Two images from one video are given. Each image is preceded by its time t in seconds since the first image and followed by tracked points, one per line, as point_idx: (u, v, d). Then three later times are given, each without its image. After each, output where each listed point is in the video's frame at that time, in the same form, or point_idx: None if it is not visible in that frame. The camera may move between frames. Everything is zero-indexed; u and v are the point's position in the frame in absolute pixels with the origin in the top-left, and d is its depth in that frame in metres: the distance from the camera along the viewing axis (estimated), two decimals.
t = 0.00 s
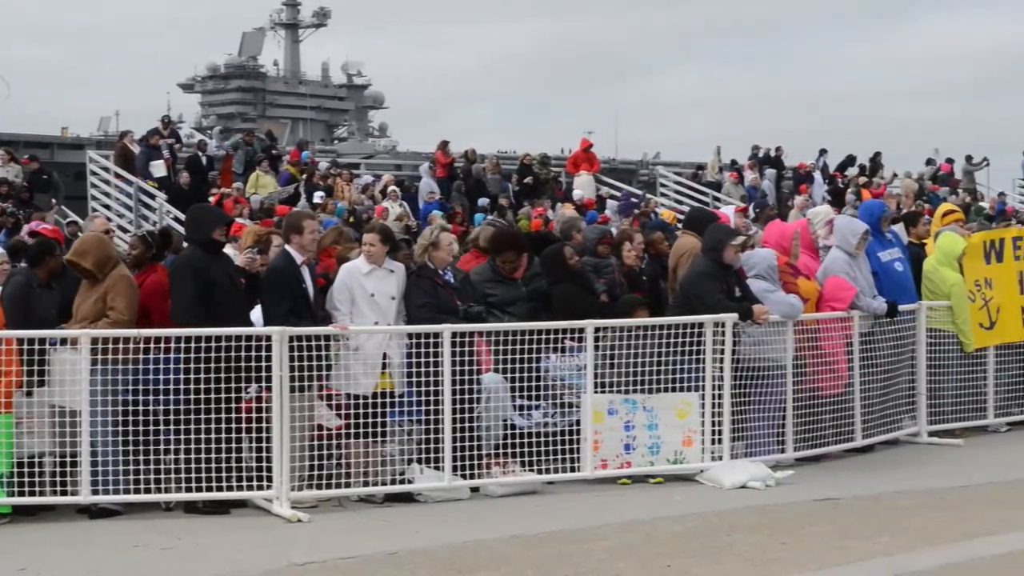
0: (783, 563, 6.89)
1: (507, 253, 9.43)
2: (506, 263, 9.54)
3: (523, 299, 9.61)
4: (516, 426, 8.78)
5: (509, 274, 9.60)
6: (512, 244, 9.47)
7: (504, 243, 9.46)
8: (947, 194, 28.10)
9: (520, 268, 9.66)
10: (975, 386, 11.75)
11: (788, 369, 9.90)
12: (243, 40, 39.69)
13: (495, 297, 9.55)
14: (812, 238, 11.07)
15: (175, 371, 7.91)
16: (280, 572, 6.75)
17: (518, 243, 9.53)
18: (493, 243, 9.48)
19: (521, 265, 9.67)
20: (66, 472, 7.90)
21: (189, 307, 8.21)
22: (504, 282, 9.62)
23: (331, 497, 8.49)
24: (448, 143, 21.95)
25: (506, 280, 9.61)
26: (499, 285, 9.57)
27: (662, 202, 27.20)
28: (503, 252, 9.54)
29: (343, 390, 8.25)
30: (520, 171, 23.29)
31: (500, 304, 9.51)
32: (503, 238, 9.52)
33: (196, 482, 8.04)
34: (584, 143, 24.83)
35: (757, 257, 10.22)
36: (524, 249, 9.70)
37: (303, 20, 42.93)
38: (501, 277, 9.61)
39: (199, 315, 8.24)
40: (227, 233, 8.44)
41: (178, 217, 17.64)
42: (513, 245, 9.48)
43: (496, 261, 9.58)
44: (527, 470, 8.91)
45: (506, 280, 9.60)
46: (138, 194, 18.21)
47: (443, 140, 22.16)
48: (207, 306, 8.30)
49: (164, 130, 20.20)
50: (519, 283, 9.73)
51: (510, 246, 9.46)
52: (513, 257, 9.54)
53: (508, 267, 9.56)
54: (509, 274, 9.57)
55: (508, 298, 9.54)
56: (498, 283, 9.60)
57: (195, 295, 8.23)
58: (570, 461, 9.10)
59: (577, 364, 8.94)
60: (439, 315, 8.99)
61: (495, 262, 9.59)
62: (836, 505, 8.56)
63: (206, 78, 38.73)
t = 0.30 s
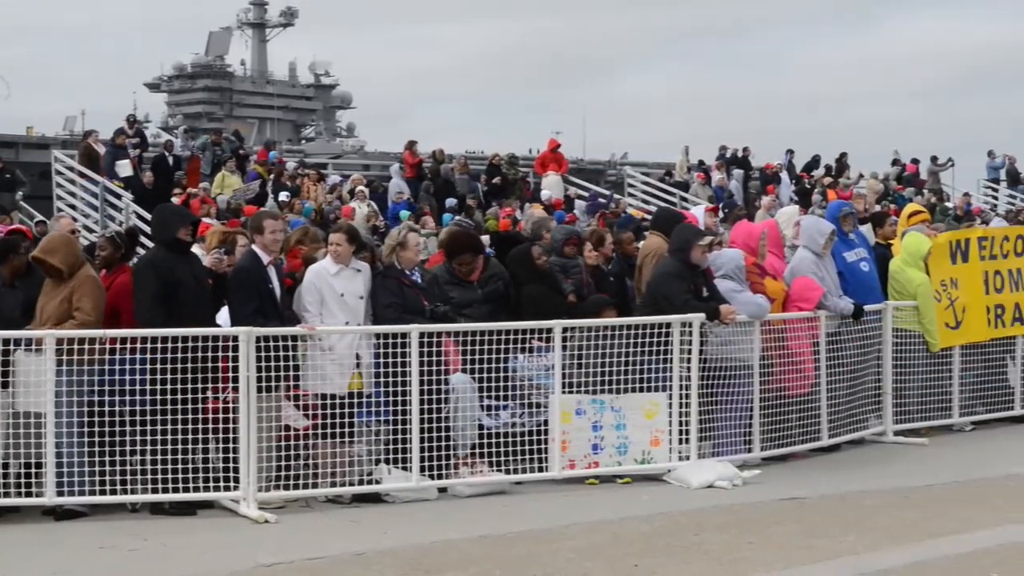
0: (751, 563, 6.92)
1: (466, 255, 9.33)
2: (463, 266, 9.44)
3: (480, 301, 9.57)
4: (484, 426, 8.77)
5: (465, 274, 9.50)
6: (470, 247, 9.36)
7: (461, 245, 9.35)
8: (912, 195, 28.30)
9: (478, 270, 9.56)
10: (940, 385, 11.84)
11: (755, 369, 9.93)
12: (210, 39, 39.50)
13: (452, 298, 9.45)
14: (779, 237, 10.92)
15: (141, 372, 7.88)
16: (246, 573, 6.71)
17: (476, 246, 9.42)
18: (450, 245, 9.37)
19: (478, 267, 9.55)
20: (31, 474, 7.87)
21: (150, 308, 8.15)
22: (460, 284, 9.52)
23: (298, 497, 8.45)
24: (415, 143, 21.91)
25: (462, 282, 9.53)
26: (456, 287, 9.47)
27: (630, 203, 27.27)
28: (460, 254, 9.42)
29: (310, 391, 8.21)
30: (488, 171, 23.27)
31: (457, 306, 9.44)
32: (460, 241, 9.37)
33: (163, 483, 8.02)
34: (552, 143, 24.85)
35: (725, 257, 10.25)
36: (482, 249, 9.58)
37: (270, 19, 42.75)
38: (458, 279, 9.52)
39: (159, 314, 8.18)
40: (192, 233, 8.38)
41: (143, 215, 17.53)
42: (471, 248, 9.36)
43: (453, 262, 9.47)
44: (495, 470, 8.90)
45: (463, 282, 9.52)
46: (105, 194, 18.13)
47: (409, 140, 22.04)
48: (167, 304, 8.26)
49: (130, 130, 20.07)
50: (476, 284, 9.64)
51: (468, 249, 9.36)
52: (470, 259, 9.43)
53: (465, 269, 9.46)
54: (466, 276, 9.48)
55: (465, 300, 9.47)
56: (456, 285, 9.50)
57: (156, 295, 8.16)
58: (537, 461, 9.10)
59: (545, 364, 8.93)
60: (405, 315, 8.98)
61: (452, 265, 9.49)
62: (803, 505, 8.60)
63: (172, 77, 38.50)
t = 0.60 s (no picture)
0: (719, 562, 6.94)
1: (428, 252, 9.26)
2: (425, 263, 9.36)
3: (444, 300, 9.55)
4: (454, 426, 8.75)
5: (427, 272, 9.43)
6: (432, 244, 9.28)
7: (421, 241, 9.26)
8: (879, 196, 28.48)
9: (439, 267, 9.50)
10: (908, 385, 11.91)
11: (724, 369, 9.96)
12: (178, 39, 39.29)
13: (416, 298, 9.40)
14: (748, 237, 10.86)
15: (109, 373, 7.84)
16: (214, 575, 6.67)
17: (437, 242, 9.35)
18: (411, 242, 9.29)
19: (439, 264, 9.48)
20: None
21: (112, 306, 8.10)
22: (423, 283, 9.46)
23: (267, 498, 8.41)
24: (385, 143, 21.86)
25: (425, 281, 9.46)
26: (419, 286, 9.41)
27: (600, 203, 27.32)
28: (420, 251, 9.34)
29: (279, 392, 8.18)
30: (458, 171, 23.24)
31: (421, 305, 9.38)
32: (421, 238, 9.30)
33: (131, 485, 7.95)
34: (522, 143, 24.85)
35: (694, 257, 10.26)
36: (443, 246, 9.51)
37: (238, 19, 42.55)
38: (421, 278, 9.45)
39: (122, 314, 8.13)
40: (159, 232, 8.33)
41: (110, 215, 17.39)
42: (433, 244, 9.29)
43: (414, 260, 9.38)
44: (464, 470, 8.89)
45: (426, 281, 9.45)
46: (72, 194, 17.86)
47: (380, 140, 22.05)
48: (132, 304, 8.18)
49: (97, 129, 19.91)
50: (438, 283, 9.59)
51: (430, 246, 9.28)
52: (432, 256, 9.36)
53: (427, 267, 9.39)
54: (427, 274, 9.40)
55: (428, 300, 9.42)
56: (419, 284, 9.44)
57: (118, 294, 8.11)
58: (507, 461, 9.10)
59: (514, 365, 8.93)
60: (373, 315, 8.95)
61: (413, 263, 9.41)
62: (772, 504, 8.64)
63: (140, 77, 38.26)
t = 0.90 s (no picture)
0: (695, 562, 6.96)
1: (406, 249, 9.24)
2: (403, 261, 9.33)
3: (424, 299, 9.46)
4: (430, 426, 8.74)
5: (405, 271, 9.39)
6: (410, 241, 9.27)
7: (399, 239, 9.25)
8: (854, 196, 28.60)
9: (417, 266, 9.45)
10: (882, 385, 11.97)
11: (700, 369, 9.98)
12: (153, 39, 39.11)
13: (394, 297, 9.33)
14: (725, 237, 10.85)
15: (83, 372, 7.80)
16: None
17: (416, 241, 9.33)
18: (388, 239, 9.27)
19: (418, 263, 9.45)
20: None
21: (84, 306, 8.05)
22: (401, 282, 9.39)
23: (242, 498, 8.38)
24: (360, 143, 21.83)
25: (404, 280, 9.40)
26: (397, 285, 9.35)
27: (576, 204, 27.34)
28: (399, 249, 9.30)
29: (254, 392, 8.15)
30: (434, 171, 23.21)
31: (400, 304, 9.30)
32: (399, 236, 9.29)
33: (105, 485, 7.92)
34: (499, 144, 24.84)
35: (670, 257, 10.30)
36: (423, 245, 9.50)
37: (214, 18, 42.38)
38: (399, 277, 9.39)
39: (96, 314, 8.08)
40: (134, 232, 8.29)
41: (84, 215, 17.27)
42: (412, 241, 9.28)
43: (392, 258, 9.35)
44: (440, 470, 8.88)
45: (404, 279, 9.39)
46: (46, 194, 17.74)
47: (355, 140, 22.02)
48: (105, 303, 8.14)
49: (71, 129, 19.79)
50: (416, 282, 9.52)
51: (408, 243, 9.26)
52: (411, 254, 9.32)
53: (405, 264, 9.35)
54: (406, 272, 9.36)
55: (407, 298, 9.34)
56: (397, 283, 9.37)
57: (92, 295, 8.06)
58: (483, 461, 9.10)
59: (490, 364, 8.93)
60: (347, 315, 8.93)
61: (391, 262, 9.37)
62: (747, 504, 8.67)
63: (115, 76, 38.04)
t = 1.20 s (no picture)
0: (672, 561, 6.97)
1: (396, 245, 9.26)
2: (391, 258, 9.34)
3: (412, 296, 9.47)
4: (407, 426, 8.73)
5: (393, 267, 9.41)
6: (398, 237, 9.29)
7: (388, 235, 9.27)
8: (830, 197, 28.71)
9: (406, 263, 9.47)
10: (858, 384, 12.03)
11: (677, 369, 10.00)
12: (128, 38, 38.92)
13: (383, 294, 9.35)
14: (702, 237, 10.94)
15: (60, 373, 7.76)
16: None
17: (403, 236, 9.36)
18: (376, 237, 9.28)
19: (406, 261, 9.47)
20: None
21: (76, 308, 8.00)
22: (391, 278, 9.41)
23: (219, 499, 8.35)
24: (337, 144, 21.79)
25: (393, 276, 9.42)
26: (386, 282, 9.36)
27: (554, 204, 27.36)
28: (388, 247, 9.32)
29: (231, 393, 8.11)
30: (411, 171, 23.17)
31: (389, 302, 9.32)
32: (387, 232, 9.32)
33: (81, 485, 7.90)
34: (477, 144, 24.83)
35: (648, 257, 10.30)
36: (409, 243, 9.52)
37: (190, 17, 42.20)
38: (389, 273, 9.41)
39: (87, 314, 8.04)
40: (113, 232, 8.26)
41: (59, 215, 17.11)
42: (400, 237, 9.30)
43: (381, 254, 9.37)
44: (417, 470, 8.87)
45: (394, 276, 9.41)
46: (21, 195, 17.57)
47: (331, 140, 21.99)
48: (94, 304, 8.11)
49: (46, 128, 19.68)
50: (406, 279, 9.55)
51: (398, 239, 9.30)
52: (399, 250, 9.34)
53: (395, 260, 9.35)
54: (396, 269, 9.37)
55: (396, 295, 9.35)
56: (386, 280, 9.38)
57: (81, 296, 8.02)
58: (460, 461, 9.09)
59: (468, 365, 8.92)
60: (325, 316, 8.94)
61: (380, 258, 9.37)
62: (724, 503, 8.70)
63: (90, 75, 37.83)
